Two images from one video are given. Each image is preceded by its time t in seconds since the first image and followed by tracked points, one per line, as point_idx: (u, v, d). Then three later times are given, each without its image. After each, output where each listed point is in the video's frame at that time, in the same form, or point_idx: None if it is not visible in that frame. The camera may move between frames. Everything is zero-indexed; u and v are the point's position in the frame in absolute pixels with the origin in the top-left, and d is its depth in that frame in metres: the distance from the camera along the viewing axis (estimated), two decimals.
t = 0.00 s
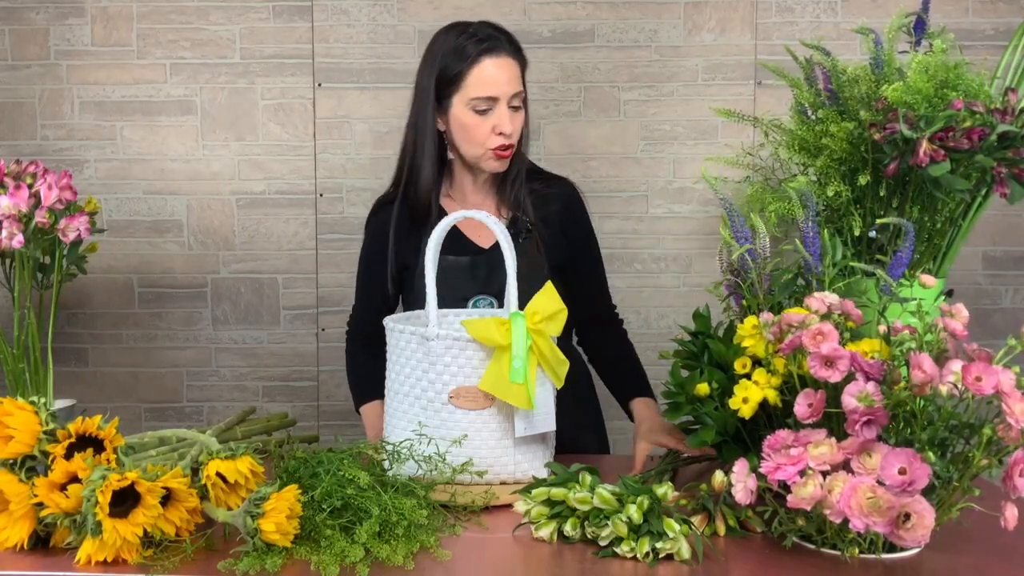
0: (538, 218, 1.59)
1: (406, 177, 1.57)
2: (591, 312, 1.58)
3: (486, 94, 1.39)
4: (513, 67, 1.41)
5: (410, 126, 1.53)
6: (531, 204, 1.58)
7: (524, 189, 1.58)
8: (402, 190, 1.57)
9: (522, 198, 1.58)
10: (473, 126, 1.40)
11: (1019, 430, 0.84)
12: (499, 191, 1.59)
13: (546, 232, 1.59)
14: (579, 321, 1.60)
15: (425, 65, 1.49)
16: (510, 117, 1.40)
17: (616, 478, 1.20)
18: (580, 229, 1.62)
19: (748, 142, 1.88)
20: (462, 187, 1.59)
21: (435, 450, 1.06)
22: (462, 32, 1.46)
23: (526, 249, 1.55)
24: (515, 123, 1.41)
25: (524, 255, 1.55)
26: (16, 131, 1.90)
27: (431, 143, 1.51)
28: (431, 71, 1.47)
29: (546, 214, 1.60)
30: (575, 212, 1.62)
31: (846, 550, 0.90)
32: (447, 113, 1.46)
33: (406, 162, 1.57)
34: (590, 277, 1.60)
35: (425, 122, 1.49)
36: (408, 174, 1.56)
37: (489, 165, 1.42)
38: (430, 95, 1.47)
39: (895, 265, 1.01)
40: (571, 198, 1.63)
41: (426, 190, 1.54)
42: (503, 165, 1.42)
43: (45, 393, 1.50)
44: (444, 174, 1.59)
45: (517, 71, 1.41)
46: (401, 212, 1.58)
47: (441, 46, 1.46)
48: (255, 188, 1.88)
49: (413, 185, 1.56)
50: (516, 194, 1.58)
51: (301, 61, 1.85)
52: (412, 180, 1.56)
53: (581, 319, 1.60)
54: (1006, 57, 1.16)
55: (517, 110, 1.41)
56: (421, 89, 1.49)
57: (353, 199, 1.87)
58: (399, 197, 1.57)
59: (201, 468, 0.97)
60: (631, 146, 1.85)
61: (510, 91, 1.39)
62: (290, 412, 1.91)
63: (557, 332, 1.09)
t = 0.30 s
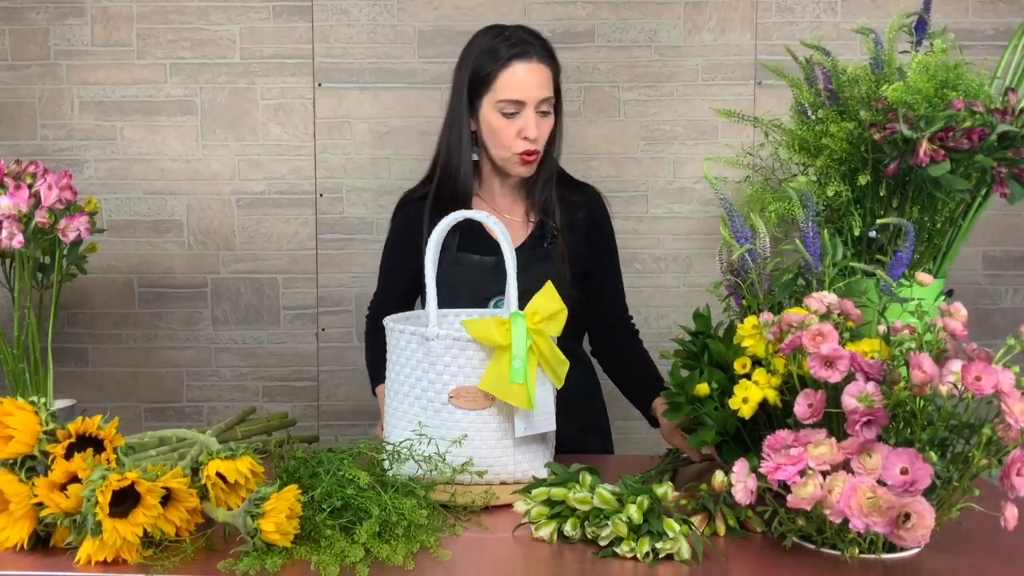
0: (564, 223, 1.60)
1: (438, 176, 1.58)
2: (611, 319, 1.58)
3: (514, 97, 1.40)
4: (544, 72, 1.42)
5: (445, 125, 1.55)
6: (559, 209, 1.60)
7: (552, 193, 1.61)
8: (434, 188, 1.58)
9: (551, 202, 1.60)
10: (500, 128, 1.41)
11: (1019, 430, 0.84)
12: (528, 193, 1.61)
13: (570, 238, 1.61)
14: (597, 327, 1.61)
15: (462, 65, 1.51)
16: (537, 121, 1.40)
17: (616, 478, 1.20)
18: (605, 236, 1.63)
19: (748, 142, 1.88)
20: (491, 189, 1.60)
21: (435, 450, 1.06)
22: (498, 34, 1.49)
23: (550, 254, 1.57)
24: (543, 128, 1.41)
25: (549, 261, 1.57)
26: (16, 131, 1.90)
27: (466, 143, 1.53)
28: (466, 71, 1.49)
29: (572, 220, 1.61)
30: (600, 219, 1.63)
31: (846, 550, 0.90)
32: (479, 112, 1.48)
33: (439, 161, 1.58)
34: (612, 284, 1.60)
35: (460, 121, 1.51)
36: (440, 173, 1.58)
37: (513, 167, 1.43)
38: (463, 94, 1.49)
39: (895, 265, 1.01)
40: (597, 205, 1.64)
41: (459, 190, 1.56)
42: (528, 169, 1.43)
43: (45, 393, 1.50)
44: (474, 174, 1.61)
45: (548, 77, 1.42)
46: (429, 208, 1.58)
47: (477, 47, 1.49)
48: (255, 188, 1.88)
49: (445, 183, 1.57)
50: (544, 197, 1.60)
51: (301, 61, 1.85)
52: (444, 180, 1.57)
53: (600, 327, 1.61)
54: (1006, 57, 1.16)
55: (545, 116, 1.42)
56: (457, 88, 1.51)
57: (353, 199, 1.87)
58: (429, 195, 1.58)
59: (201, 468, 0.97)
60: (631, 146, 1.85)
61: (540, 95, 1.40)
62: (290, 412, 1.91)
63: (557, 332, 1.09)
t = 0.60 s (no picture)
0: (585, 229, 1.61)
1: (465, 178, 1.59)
2: (626, 326, 1.59)
3: (536, 104, 1.40)
4: (566, 78, 1.42)
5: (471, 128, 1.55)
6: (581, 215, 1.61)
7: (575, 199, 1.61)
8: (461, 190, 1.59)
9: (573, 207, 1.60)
10: (522, 134, 1.42)
11: (1019, 430, 0.85)
12: (552, 196, 1.61)
13: (590, 245, 1.61)
14: (611, 333, 1.61)
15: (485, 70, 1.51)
16: (559, 127, 1.41)
17: (616, 478, 1.20)
18: (623, 244, 1.64)
19: (748, 142, 1.88)
20: (513, 191, 1.61)
21: (435, 450, 1.06)
22: (521, 39, 1.48)
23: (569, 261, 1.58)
24: (565, 134, 1.42)
25: (568, 266, 1.58)
26: (16, 131, 1.90)
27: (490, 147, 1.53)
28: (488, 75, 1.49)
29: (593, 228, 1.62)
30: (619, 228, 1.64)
31: (846, 550, 0.89)
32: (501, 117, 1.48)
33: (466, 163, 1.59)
34: (627, 290, 1.61)
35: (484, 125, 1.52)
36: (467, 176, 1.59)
37: (534, 173, 1.44)
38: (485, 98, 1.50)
39: (895, 265, 1.00)
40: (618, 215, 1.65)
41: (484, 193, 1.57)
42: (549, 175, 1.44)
43: (45, 393, 1.50)
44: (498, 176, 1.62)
45: (570, 82, 1.43)
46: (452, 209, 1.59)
47: (499, 52, 1.49)
48: (255, 188, 1.88)
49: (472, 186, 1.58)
50: (567, 201, 1.60)
51: (301, 61, 1.85)
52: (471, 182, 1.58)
53: (612, 331, 1.61)
54: (1007, 57, 1.16)
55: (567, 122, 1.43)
56: (481, 93, 1.51)
57: (353, 199, 1.87)
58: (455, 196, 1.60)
59: (201, 468, 0.96)
60: (631, 146, 1.85)
61: (563, 101, 1.41)
62: (290, 412, 1.91)
63: (557, 332, 1.09)
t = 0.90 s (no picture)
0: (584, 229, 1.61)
1: (466, 177, 1.59)
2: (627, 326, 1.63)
3: (544, 101, 1.41)
4: (573, 75, 1.43)
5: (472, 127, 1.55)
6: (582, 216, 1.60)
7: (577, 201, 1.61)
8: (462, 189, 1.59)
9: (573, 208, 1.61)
10: (528, 132, 1.43)
11: (1019, 429, 0.85)
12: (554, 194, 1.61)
13: (591, 244, 1.62)
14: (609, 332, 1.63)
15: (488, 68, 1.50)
16: (564, 124, 1.42)
17: (615, 478, 1.20)
18: (621, 244, 1.65)
19: (748, 142, 1.88)
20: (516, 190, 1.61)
21: (435, 450, 1.06)
22: (525, 37, 1.48)
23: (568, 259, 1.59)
24: (570, 132, 1.43)
25: (566, 264, 1.59)
26: (15, 131, 1.90)
27: (493, 145, 1.52)
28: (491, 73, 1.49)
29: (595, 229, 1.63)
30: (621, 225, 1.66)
31: (846, 550, 0.89)
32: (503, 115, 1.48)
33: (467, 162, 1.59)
34: (628, 289, 1.64)
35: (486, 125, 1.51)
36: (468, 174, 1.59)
37: (540, 169, 1.45)
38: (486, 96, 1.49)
39: (895, 265, 1.00)
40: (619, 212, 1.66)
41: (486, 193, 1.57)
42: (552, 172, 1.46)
43: (45, 393, 1.50)
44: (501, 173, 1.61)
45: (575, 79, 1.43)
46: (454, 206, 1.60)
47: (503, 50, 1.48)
48: (255, 188, 1.88)
49: (473, 185, 1.58)
50: (568, 199, 1.60)
51: (301, 61, 1.85)
52: (472, 181, 1.58)
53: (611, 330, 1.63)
54: (1007, 57, 1.16)
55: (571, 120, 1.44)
56: (483, 91, 1.50)
57: (353, 199, 1.87)
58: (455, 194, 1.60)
59: (201, 468, 0.96)
60: (631, 146, 1.85)
61: (569, 99, 1.42)
62: (290, 412, 1.91)
63: (557, 332, 1.09)
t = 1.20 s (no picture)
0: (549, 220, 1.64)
1: (434, 179, 1.52)
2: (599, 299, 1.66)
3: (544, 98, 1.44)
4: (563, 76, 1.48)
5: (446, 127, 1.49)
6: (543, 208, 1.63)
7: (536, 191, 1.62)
8: (429, 192, 1.53)
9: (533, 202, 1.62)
10: (525, 127, 1.44)
11: (1019, 429, 0.85)
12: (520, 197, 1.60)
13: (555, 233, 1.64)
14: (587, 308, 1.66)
15: (467, 67, 1.47)
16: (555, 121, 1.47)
17: (615, 478, 1.20)
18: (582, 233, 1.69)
19: (748, 142, 1.88)
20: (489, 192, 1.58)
21: (435, 450, 1.06)
22: (507, 36, 1.46)
23: (541, 249, 1.59)
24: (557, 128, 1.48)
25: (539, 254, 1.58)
26: (16, 131, 1.90)
27: (474, 144, 1.46)
28: (474, 71, 1.46)
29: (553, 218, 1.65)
30: (574, 211, 1.69)
31: (846, 550, 0.89)
32: (492, 113, 1.45)
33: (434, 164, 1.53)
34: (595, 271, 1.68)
35: (468, 124, 1.46)
36: (436, 175, 1.52)
37: (528, 165, 1.48)
38: (470, 94, 1.45)
39: (895, 265, 1.00)
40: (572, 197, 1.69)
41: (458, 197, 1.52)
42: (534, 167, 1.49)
43: (45, 393, 1.50)
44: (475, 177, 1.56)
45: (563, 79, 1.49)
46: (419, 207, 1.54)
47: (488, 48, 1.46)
48: (255, 188, 1.88)
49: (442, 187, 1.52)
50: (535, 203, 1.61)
51: (301, 61, 1.85)
52: (439, 183, 1.52)
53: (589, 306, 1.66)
54: (1006, 57, 1.16)
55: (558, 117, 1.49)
56: (466, 90, 1.46)
57: (353, 199, 1.87)
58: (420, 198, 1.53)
59: (201, 468, 0.96)
60: (631, 146, 1.85)
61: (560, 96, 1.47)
62: (290, 412, 1.91)
63: (557, 332, 1.09)
